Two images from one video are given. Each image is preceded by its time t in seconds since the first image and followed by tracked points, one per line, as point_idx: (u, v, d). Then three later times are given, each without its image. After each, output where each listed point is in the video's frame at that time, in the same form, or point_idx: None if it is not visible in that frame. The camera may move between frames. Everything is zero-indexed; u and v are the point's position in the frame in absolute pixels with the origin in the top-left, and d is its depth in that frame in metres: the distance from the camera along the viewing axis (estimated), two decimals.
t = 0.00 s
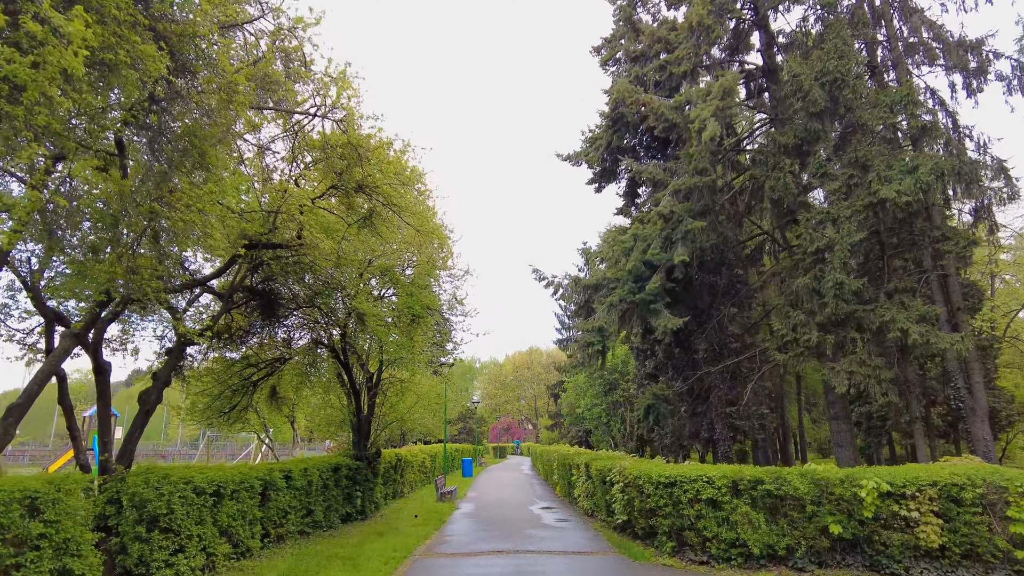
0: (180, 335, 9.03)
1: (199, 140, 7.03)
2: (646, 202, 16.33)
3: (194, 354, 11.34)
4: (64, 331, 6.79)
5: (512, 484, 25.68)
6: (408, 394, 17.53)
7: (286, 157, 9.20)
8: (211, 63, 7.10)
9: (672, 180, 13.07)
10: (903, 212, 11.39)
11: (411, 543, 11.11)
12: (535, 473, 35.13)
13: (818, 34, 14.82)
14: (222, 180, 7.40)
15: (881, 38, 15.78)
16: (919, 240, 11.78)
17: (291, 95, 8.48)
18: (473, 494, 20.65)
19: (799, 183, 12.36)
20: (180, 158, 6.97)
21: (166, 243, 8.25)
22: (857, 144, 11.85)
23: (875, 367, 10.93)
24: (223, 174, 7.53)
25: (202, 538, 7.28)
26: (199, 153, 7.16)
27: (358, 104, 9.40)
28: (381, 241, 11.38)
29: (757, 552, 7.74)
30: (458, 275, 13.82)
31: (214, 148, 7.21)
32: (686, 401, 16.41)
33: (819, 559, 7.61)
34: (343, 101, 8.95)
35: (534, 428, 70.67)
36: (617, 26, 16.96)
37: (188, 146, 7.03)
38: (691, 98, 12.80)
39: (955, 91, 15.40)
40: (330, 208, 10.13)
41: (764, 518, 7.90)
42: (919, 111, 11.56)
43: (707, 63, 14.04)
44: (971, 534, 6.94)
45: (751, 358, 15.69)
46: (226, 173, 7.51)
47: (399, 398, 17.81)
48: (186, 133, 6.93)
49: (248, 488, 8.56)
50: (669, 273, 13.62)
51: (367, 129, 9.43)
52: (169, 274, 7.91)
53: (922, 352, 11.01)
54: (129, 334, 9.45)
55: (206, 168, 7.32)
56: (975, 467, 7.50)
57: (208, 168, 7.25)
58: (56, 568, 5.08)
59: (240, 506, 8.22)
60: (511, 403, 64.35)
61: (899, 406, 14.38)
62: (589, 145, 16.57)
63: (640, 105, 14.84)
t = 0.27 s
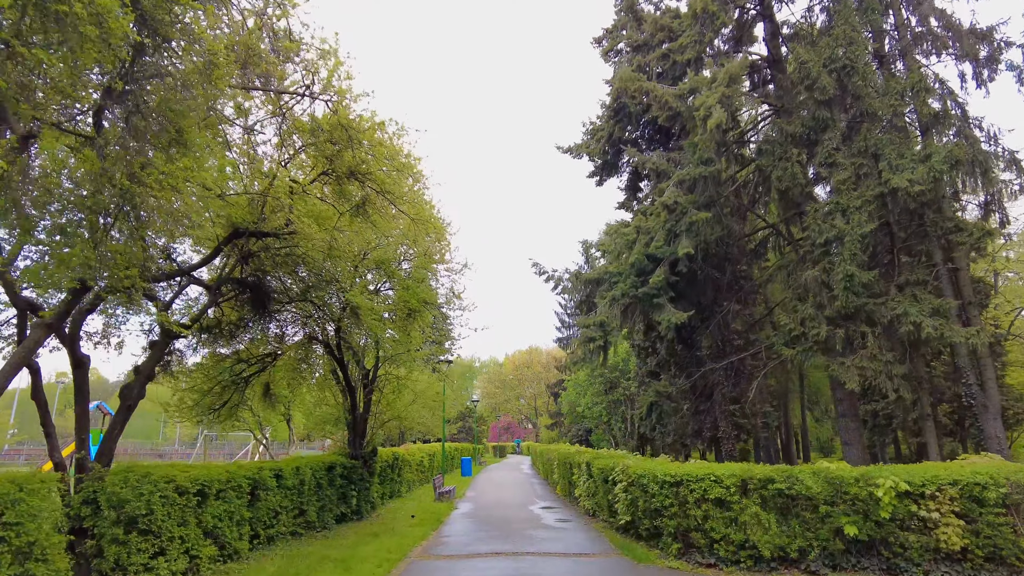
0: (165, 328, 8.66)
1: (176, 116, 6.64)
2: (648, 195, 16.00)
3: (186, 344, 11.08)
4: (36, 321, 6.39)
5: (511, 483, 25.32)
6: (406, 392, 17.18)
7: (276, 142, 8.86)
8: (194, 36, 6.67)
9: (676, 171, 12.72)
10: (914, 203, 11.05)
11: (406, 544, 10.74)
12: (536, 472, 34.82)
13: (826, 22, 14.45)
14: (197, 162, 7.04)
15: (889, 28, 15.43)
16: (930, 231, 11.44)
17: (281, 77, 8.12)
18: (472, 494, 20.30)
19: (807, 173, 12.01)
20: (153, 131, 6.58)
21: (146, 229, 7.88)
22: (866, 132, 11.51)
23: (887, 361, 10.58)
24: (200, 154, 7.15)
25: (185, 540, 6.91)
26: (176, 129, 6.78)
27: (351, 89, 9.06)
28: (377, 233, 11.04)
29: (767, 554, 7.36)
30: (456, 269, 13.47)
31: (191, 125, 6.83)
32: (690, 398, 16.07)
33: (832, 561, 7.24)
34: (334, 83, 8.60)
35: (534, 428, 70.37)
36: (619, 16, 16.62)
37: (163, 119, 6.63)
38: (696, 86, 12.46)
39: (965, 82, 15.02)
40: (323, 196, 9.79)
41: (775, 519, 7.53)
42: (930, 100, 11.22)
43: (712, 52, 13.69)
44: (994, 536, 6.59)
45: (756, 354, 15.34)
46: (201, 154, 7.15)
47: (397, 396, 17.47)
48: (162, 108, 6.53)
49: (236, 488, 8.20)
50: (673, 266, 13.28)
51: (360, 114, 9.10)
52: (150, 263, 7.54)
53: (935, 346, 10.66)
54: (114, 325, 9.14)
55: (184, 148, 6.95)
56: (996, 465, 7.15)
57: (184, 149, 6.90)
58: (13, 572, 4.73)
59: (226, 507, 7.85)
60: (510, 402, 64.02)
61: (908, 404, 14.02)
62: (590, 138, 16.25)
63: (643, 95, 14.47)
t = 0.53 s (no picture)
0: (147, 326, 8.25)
1: (144, 92, 6.34)
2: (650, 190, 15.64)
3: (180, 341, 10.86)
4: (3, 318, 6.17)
5: (511, 485, 24.93)
6: (402, 392, 16.82)
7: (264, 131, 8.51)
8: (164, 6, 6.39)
9: (680, 165, 12.37)
10: (927, 196, 10.69)
11: (402, 550, 10.37)
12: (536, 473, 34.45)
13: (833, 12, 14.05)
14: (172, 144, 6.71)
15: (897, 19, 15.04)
16: (943, 225, 11.07)
17: (266, 63, 7.78)
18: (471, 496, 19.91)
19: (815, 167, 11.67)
20: (122, 111, 6.27)
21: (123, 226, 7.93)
22: (876, 123, 11.15)
23: (900, 359, 10.22)
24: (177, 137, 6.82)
25: (166, 549, 6.52)
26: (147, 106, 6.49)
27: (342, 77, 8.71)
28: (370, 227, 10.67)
29: (779, 563, 6.99)
30: (454, 266, 13.12)
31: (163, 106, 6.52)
32: (693, 398, 15.70)
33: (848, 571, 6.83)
34: (324, 69, 8.25)
35: (535, 428, 70.00)
36: (620, 8, 16.27)
37: (130, 95, 6.32)
38: (700, 77, 12.11)
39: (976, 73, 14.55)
40: (314, 188, 9.42)
41: (788, 526, 7.14)
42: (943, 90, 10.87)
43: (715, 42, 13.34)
44: (1021, 545, 6.23)
45: (761, 354, 14.99)
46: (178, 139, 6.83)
47: (394, 397, 17.11)
48: (130, 83, 6.21)
49: (221, 493, 7.82)
50: (677, 263, 12.92)
51: (352, 101, 8.75)
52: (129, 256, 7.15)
53: (950, 343, 10.29)
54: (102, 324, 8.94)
55: (156, 127, 6.69)
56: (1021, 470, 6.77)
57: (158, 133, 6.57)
58: None
59: (211, 514, 7.47)
60: (510, 402, 63.73)
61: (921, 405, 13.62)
62: (591, 132, 15.88)
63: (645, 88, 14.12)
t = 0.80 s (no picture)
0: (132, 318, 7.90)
1: (114, 63, 5.96)
2: (654, 182, 15.27)
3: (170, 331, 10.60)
4: None
5: (511, 484, 24.59)
6: (401, 389, 16.48)
7: (253, 114, 8.16)
8: None
9: (686, 154, 12.01)
10: (944, 186, 10.32)
11: (399, 552, 10.01)
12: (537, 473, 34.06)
13: None
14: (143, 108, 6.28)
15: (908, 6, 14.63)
16: (959, 216, 10.69)
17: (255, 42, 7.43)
18: (471, 496, 19.57)
19: (825, 156, 11.31)
20: (95, 84, 5.90)
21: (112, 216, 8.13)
22: (889, 110, 10.78)
23: (915, 354, 9.85)
24: (153, 112, 6.43)
25: (146, 553, 6.15)
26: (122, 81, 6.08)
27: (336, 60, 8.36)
28: (365, 217, 10.30)
29: (794, 567, 6.62)
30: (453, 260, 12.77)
31: (134, 75, 6.12)
32: (698, 396, 15.32)
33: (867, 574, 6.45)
34: (316, 50, 7.90)
35: (535, 428, 69.66)
36: None
37: (103, 68, 5.95)
38: (707, 64, 11.75)
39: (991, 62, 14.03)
40: (306, 176, 9.06)
41: (802, 527, 6.79)
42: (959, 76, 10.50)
43: (722, 29, 12.96)
44: None
45: (768, 350, 14.63)
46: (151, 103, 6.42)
47: (392, 395, 16.76)
48: (101, 55, 5.84)
49: (208, 493, 7.46)
50: (682, 256, 12.56)
51: (346, 85, 8.39)
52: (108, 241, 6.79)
53: (967, 338, 9.91)
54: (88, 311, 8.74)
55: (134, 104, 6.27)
56: None
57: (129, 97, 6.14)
58: None
59: (196, 515, 7.10)
60: (511, 402, 63.38)
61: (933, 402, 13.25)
62: (593, 123, 15.52)
63: (649, 77, 13.76)
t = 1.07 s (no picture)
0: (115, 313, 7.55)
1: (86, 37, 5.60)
2: (659, 177, 14.89)
3: (160, 329, 10.28)
4: None
5: (512, 485, 24.23)
6: (398, 389, 16.12)
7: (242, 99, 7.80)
8: None
9: (693, 147, 11.64)
10: (961, 177, 9.94)
11: (396, 558, 9.64)
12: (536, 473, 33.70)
13: None
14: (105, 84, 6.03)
15: None
16: (976, 209, 10.34)
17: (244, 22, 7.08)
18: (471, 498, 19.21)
19: (837, 148, 10.93)
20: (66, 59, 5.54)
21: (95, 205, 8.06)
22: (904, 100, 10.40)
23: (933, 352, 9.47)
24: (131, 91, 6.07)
25: (125, 561, 5.77)
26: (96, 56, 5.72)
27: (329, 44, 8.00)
28: (360, 210, 9.94)
29: None
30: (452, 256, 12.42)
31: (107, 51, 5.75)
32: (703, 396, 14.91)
33: None
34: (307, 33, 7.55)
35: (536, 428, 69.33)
36: None
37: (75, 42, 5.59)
38: (715, 53, 11.37)
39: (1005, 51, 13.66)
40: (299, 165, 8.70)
41: (820, 533, 6.42)
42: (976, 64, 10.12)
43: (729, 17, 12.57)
44: None
45: (775, 349, 14.25)
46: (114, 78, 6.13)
47: (390, 395, 16.42)
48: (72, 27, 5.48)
49: (193, 498, 7.08)
50: (688, 251, 12.19)
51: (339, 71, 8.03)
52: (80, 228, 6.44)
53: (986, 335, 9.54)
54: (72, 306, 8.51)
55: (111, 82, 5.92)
56: None
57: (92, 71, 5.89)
58: None
59: (179, 521, 6.73)
60: (511, 402, 63.03)
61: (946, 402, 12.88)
62: (596, 116, 15.15)
63: (654, 68, 13.38)
